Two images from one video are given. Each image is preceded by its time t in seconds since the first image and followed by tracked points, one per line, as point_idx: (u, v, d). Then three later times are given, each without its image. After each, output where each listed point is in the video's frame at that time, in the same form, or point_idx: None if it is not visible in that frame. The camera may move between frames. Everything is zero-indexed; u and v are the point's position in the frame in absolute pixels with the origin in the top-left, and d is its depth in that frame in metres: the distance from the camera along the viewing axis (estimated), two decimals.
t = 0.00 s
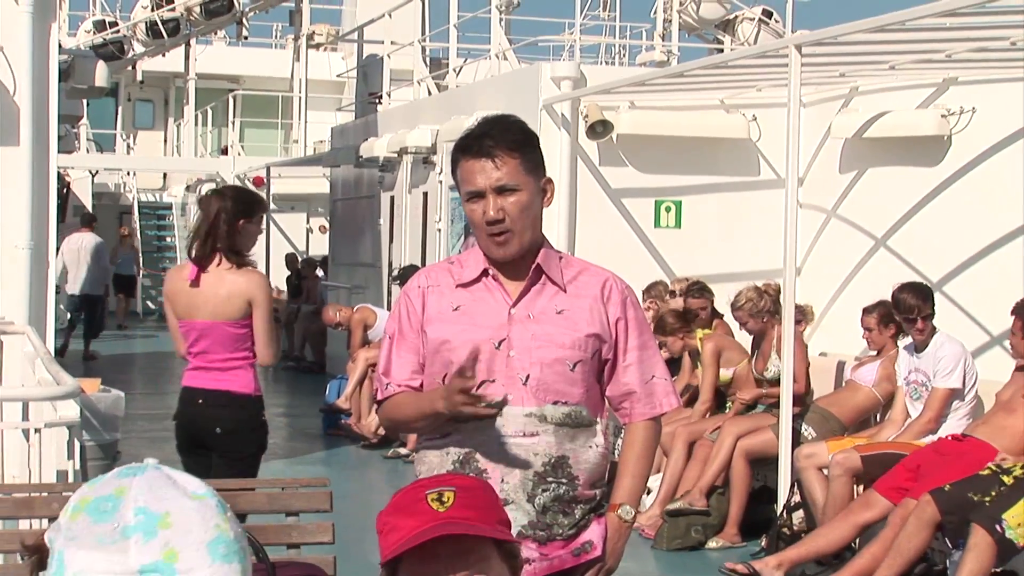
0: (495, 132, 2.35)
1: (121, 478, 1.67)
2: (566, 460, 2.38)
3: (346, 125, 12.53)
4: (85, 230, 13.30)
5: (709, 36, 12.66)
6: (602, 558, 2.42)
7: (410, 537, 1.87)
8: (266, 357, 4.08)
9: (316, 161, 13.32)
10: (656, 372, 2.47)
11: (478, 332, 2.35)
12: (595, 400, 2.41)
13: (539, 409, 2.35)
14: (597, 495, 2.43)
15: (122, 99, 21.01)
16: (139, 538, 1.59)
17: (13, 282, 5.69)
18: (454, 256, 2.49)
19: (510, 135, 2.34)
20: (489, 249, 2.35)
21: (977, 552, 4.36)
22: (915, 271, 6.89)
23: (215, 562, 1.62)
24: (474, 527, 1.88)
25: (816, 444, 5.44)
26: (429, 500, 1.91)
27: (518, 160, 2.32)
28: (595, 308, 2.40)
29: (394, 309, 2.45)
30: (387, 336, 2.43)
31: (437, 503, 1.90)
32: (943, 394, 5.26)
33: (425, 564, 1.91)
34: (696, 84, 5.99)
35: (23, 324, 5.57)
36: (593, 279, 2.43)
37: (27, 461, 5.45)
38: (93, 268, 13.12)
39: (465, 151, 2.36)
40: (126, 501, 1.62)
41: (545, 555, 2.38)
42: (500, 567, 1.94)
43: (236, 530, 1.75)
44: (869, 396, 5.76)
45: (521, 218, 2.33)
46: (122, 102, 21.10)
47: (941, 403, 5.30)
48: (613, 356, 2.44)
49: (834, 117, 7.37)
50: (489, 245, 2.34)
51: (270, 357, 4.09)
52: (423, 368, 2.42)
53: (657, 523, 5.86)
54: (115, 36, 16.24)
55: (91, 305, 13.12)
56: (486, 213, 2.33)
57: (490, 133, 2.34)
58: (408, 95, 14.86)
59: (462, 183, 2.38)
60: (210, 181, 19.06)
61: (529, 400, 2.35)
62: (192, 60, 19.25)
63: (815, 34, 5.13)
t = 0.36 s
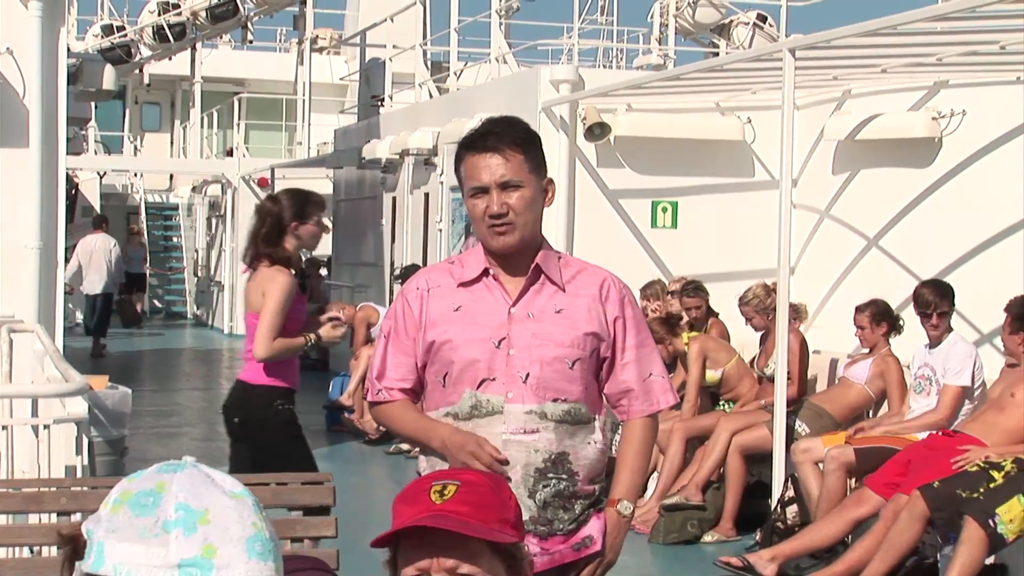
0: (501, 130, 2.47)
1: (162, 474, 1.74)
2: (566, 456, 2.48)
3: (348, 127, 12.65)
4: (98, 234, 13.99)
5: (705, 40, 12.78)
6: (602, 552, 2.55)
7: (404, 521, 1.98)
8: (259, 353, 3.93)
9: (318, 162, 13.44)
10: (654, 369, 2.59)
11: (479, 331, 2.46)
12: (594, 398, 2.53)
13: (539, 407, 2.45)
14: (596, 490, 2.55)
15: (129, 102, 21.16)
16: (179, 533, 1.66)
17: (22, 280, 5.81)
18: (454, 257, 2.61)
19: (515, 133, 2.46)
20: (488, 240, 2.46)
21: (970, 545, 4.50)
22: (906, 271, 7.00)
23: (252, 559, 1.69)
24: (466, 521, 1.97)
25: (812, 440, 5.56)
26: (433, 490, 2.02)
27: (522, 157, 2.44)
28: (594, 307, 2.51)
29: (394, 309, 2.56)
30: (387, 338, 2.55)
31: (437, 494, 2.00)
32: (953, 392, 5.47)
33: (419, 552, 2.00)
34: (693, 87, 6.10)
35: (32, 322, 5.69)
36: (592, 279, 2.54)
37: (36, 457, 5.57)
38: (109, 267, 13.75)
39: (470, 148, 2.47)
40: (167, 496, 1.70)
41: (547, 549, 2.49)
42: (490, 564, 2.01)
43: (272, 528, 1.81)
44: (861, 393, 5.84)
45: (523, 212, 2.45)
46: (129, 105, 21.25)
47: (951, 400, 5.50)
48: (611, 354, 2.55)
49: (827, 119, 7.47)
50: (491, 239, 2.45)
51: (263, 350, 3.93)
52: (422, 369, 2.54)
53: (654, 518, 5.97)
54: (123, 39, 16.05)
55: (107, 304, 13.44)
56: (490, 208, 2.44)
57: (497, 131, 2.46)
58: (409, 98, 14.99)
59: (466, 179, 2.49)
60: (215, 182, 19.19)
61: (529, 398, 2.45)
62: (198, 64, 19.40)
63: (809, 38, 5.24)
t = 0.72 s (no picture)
0: (502, 131, 2.59)
1: (181, 475, 1.79)
2: (562, 453, 2.60)
3: (352, 130, 12.78)
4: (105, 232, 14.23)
5: (701, 44, 12.93)
6: (597, 546, 2.65)
7: (404, 514, 1.95)
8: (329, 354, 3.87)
9: (322, 164, 13.57)
10: (650, 367, 2.71)
11: (479, 329, 2.58)
12: (590, 394, 2.64)
13: (535, 403, 2.57)
14: (592, 486, 2.66)
15: (136, 104, 21.34)
16: (193, 535, 1.71)
17: (32, 279, 5.95)
18: (457, 255, 2.73)
19: (515, 135, 2.58)
20: (489, 240, 2.58)
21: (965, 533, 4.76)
22: (897, 270, 7.11)
23: (264, 563, 1.73)
24: (466, 518, 1.92)
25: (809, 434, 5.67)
26: (438, 485, 1.98)
27: (522, 158, 2.55)
28: (591, 306, 2.62)
29: (398, 308, 2.69)
30: (391, 336, 2.68)
31: (441, 489, 1.96)
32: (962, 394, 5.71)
33: (419, 546, 1.95)
34: (689, 90, 6.23)
35: (42, 321, 5.81)
36: (590, 278, 2.65)
37: (46, 452, 5.69)
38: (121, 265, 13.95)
39: (472, 148, 2.59)
40: (183, 497, 1.75)
41: (542, 544, 2.61)
42: (491, 563, 1.95)
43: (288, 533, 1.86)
44: (854, 391, 5.96)
45: (521, 211, 2.56)
46: (135, 107, 21.44)
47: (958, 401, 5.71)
48: (609, 352, 2.67)
49: (821, 122, 7.56)
50: (490, 237, 2.57)
51: (332, 352, 3.88)
52: (423, 365, 2.68)
53: (650, 512, 6.09)
54: (129, 42, 16.46)
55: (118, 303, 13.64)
56: (490, 206, 2.55)
57: (499, 132, 2.58)
58: (412, 101, 15.15)
59: (468, 178, 2.61)
60: (222, 182, 19.37)
61: (525, 395, 2.57)
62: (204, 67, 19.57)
63: (800, 43, 5.36)
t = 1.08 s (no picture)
0: (507, 134, 2.74)
1: (166, 465, 1.88)
2: (561, 446, 2.75)
3: (355, 132, 12.95)
4: (123, 229, 14.53)
5: (696, 47, 13.14)
6: (596, 536, 2.82)
7: (427, 504, 2.06)
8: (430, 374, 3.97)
9: (326, 164, 13.75)
10: (646, 364, 2.88)
11: (481, 325, 2.74)
12: (588, 390, 2.79)
13: (536, 397, 2.72)
14: (590, 478, 2.82)
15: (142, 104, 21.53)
16: (177, 520, 1.80)
17: (45, 275, 6.12)
18: (459, 254, 2.89)
19: (518, 139, 2.73)
20: (492, 238, 2.74)
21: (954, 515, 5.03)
22: (887, 268, 7.28)
23: (247, 545, 1.82)
24: (485, 515, 2.03)
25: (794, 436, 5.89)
26: (463, 479, 2.09)
27: (526, 161, 2.71)
28: (590, 303, 2.78)
29: (402, 304, 2.85)
30: (395, 332, 2.85)
31: (467, 484, 2.08)
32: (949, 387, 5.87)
33: (438, 537, 2.07)
34: (684, 93, 6.40)
35: (55, 316, 5.99)
36: (589, 276, 2.81)
37: (59, 444, 5.86)
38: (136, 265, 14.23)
39: (477, 151, 2.74)
40: (168, 485, 1.83)
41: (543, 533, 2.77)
42: (505, 561, 2.06)
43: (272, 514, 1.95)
44: (843, 384, 6.13)
45: (525, 212, 2.72)
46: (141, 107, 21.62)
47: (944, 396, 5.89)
48: (608, 348, 2.84)
49: (812, 123, 7.74)
50: (494, 236, 2.73)
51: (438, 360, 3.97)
52: (426, 359, 2.84)
53: (646, 503, 6.28)
54: (141, 48, 18.07)
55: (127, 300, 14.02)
56: (495, 208, 2.72)
57: (504, 136, 2.73)
58: (415, 103, 15.34)
59: (472, 179, 2.76)
60: (230, 182, 19.59)
61: (527, 389, 2.72)
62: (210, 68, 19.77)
63: (791, 48, 5.54)
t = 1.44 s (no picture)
0: (505, 134, 2.85)
1: (175, 461, 1.81)
2: (561, 436, 2.88)
3: (360, 132, 13.16)
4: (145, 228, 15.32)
5: (690, 49, 13.45)
6: (595, 523, 2.91)
7: (446, 496, 2.10)
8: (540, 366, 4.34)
9: (331, 164, 13.97)
10: (642, 356, 3.02)
11: (481, 320, 2.86)
12: (586, 382, 2.93)
13: (535, 390, 2.85)
14: (589, 468, 2.95)
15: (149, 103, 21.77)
16: (187, 517, 1.73)
17: (59, 271, 6.33)
18: (460, 251, 3.01)
19: (516, 138, 2.84)
20: (493, 236, 2.85)
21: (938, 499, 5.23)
22: (875, 264, 7.49)
23: (255, 542, 1.75)
24: (500, 515, 2.05)
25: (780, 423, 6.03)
26: (485, 475, 2.12)
27: (523, 159, 2.81)
28: (588, 297, 2.92)
29: (405, 300, 2.96)
30: (398, 327, 2.97)
31: (487, 481, 2.10)
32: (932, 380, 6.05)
33: (453, 531, 2.10)
34: (679, 95, 6.60)
35: (70, 312, 6.19)
36: (586, 272, 2.95)
37: (74, 434, 6.05)
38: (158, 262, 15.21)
39: (476, 150, 2.85)
40: (177, 480, 1.77)
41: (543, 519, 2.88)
42: (513, 561, 2.08)
43: (281, 510, 1.89)
44: (833, 376, 6.37)
45: (524, 209, 2.84)
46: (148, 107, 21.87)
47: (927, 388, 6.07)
48: (605, 341, 2.98)
49: (802, 124, 7.92)
50: (494, 233, 2.84)
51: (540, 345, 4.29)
52: (428, 354, 2.96)
53: (641, 492, 6.49)
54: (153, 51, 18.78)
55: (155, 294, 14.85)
56: (494, 204, 2.82)
57: (503, 135, 2.84)
58: (418, 104, 15.58)
59: (473, 177, 2.87)
60: (239, 181, 19.85)
61: (527, 382, 2.85)
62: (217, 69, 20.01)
63: (782, 51, 5.73)
